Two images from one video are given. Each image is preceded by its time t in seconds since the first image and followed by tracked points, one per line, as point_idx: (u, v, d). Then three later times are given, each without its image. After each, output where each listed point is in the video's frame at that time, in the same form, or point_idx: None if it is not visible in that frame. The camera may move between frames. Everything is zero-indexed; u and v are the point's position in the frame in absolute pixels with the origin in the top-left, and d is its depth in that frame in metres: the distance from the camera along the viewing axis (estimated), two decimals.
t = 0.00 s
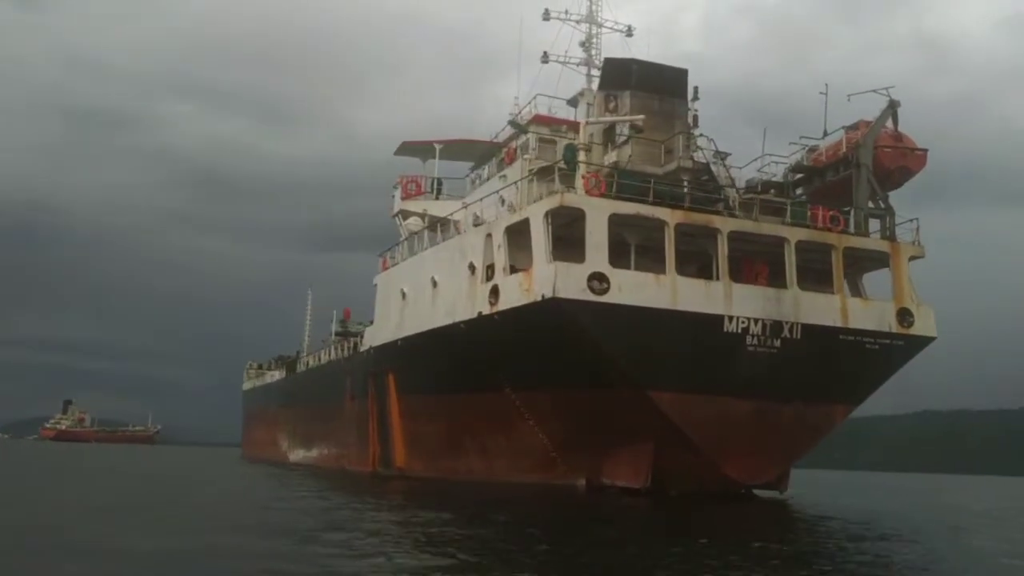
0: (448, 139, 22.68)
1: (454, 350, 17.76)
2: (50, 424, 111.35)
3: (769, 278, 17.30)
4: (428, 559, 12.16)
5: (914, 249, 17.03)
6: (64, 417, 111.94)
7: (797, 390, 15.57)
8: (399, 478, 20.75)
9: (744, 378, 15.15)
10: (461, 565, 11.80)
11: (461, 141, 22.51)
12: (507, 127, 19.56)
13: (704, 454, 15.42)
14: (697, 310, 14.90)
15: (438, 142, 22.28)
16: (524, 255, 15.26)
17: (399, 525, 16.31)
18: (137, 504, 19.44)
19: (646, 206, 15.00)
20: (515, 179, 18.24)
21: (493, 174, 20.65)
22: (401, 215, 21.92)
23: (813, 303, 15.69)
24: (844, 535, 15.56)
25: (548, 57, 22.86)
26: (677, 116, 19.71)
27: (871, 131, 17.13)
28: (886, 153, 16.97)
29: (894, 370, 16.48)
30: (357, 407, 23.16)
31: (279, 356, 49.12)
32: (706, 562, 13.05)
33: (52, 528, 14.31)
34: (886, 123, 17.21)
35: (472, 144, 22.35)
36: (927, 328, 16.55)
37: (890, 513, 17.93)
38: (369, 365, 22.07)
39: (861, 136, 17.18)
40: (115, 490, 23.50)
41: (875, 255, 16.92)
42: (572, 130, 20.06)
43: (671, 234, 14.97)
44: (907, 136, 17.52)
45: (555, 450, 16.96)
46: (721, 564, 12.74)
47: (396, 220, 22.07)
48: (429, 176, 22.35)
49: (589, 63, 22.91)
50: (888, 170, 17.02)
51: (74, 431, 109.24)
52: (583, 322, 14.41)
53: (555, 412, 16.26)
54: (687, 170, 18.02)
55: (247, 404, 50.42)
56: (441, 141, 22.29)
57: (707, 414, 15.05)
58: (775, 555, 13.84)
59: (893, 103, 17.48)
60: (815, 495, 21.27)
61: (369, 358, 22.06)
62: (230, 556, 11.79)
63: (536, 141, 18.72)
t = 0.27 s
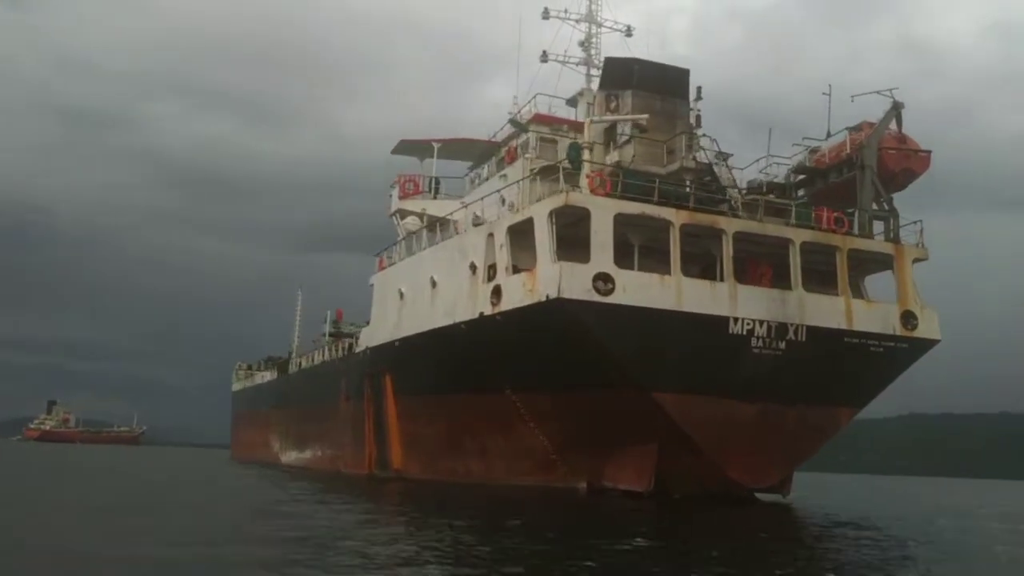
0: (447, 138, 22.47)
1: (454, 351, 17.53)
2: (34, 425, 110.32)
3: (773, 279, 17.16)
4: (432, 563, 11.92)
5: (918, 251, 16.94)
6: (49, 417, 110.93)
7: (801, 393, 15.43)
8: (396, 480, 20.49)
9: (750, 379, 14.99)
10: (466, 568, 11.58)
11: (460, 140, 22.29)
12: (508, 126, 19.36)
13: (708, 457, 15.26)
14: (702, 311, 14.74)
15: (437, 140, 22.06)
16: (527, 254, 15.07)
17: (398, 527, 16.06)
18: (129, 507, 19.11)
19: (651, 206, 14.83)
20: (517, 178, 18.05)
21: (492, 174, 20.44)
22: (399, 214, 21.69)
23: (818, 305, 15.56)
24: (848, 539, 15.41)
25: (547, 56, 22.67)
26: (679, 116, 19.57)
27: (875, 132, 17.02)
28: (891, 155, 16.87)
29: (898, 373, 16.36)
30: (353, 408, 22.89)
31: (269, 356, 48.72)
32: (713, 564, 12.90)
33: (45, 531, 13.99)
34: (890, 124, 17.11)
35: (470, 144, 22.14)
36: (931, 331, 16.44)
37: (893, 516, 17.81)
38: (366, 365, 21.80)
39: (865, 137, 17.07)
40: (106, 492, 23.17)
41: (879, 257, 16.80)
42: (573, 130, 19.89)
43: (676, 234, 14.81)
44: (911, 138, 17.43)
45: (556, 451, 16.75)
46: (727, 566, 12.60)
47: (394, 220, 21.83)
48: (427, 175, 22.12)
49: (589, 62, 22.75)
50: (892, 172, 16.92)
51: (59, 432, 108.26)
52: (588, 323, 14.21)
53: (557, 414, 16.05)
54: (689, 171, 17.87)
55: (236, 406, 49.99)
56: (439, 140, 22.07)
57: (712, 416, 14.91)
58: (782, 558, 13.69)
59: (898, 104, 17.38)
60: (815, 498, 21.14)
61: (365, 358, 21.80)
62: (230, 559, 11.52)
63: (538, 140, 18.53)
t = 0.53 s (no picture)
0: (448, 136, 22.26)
1: (457, 352, 17.33)
2: (23, 425, 109.49)
3: (779, 280, 17.01)
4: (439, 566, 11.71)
5: (926, 252, 16.82)
6: (38, 417, 110.12)
7: (809, 395, 15.29)
8: (396, 483, 20.25)
9: (758, 381, 14.84)
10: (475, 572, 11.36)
11: (461, 139, 22.09)
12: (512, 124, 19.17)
13: (715, 459, 15.09)
14: (711, 312, 14.59)
15: (438, 139, 21.85)
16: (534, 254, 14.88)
17: (400, 529, 15.83)
18: (124, 509, 18.81)
19: (660, 205, 14.65)
20: (521, 177, 17.86)
21: (495, 173, 20.22)
22: (401, 213, 21.46)
23: (827, 306, 15.41)
24: (856, 542, 15.26)
25: (549, 54, 22.44)
26: (683, 116, 19.40)
27: (883, 133, 16.90)
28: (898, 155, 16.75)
29: (906, 375, 16.23)
30: (351, 409, 22.64)
31: (263, 357, 48.38)
32: (722, 567, 12.73)
33: (41, 534, 13.70)
34: (898, 124, 16.98)
35: (472, 142, 21.93)
36: (939, 332, 16.31)
37: (899, 519, 17.68)
38: (365, 366, 21.56)
39: (873, 137, 16.95)
40: (101, 493, 22.88)
41: (887, 258, 16.67)
42: (577, 128, 19.69)
43: (685, 234, 14.64)
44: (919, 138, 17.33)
45: (560, 454, 16.56)
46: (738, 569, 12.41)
47: (395, 218, 21.61)
48: (429, 174, 21.92)
49: (591, 61, 22.58)
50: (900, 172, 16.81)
51: (48, 432, 107.52)
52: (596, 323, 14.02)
53: (561, 416, 15.88)
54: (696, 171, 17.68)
55: (229, 406, 49.62)
56: (441, 138, 21.86)
57: (720, 417, 14.74)
58: (791, 561, 13.53)
59: (905, 104, 17.28)
60: (819, 500, 21.01)
61: (365, 359, 21.56)
62: (233, 563, 11.28)
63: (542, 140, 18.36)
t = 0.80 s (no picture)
0: (448, 135, 22.05)
1: (459, 353, 17.13)
2: (10, 426, 108.57)
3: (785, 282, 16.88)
4: (447, 570, 11.51)
5: (932, 255, 16.72)
6: (26, 418, 109.29)
7: (817, 398, 15.16)
8: (395, 486, 20.01)
9: (765, 384, 14.70)
10: None
11: (462, 138, 21.90)
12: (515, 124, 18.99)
13: (722, 462, 14.94)
14: (719, 314, 14.45)
15: (439, 138, 21.64)
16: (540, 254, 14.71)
17: (403, 532, 15.62)
18: (119, 511, 18.51)
19: (668, 205, 14.50)
20: (525, 177, 17.69)
21: (497, 173, 20.04)
22: (401, 213, 21.24)
23: (835, 309, 15.28)
24: (864, 545, 15.12)
25: (551, 54, 22.28)
26: (688, 116, 19.26)
27: (889, 134, 16.80)
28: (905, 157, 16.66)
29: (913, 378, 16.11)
30: (350, 411, 22.40)
31: (255, 359, 48.00)
32: (732, 571, 12.57)
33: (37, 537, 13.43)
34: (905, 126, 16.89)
35: (473, 142, 21.74)
36: (946, 335, 16.20)
37: (904, 522, 17.55)
38: (364, 368, 21.34)
39: (879, 139, 16.85)
40: (95, 495, 22.57)
41: (894, 260, 16.55)
42: (580, 129, 19.52)
43: (693, 234, 14.50)
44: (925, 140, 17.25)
45: (564, 457, 16.37)
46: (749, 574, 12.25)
47: (395, 218, 21.40)
48: (429, 174, 21.72)
49: (593, 61, 22.42)
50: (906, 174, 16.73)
51: (36, 433, 106.66)
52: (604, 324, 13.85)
53: (565, 418, 15.70)
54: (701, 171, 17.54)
55: (221, 408, 49.23)
56: (441, 138, 21.66)
57: (728, 420, 14.61)
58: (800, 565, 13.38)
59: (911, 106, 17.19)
60: (822, 504, 20.88)
61: (364, 360, 21.33)
62: (236, 568, 11.06)
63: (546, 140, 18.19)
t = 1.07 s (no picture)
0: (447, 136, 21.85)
1: (459, 356, 16.92)
2: None
3: (788, 286, 16.77)
4: None
5: (936, 259, 16.65)
6: (10, 421, 108.16)
7: (821, 402, 15.04)
8: (391, 490, 19.75)
9: (770, 388, 14.57)
10: None
11: (460, 139, 21.69)
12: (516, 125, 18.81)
13: (726, 467, 14.79)
14: (725, 317, 14.31)
15: (437, 139, 21.43)
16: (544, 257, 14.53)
17: (402, 537, 15.39)
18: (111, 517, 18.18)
19: (674, 207, 14.35)
20: (527, 179, 17.51)
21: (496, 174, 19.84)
22: (399, 214, 21.02)
23: (840, 313, 15.18)
24: (869, 551, 15.00)
25: (551, 56, 22.12)
26: (689, 119, 19.13)
27: (893, 138, 16.73)
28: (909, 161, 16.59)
29: (917, 383, 16.02)
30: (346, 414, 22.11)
31: (245, 361, 47.61)
32: None
33: (30, 543, 13.13)
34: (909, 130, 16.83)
35: (471, 143, 21.54)
36: (949, 340, 16.12)
37: (906, 527, 17.45)
38: (360, 371, 21.08)
39: (883, 142, 16.78)
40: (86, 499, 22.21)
41: (898, 264, 16.47)
42: (581, 130, 19.36)
43: (700, 237, 14.35)
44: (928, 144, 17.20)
45: (565, 462, 16.17)
46: None
47: (393, 219, 21.17)
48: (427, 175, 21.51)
49: (593, 63, 22.27)
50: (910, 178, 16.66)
51: (20, 436, 105.53)
52: (610, 328, 13.68)
53: (567, 423, 15.51)
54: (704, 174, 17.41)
55: (211, 411, 48.77)
56: (439, 138, 21.45)
57: (734, 425, 14.47)
58: (807, 570, 13.22)
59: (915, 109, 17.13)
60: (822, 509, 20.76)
61: (360, 363, 21.07)
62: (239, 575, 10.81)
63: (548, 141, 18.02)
